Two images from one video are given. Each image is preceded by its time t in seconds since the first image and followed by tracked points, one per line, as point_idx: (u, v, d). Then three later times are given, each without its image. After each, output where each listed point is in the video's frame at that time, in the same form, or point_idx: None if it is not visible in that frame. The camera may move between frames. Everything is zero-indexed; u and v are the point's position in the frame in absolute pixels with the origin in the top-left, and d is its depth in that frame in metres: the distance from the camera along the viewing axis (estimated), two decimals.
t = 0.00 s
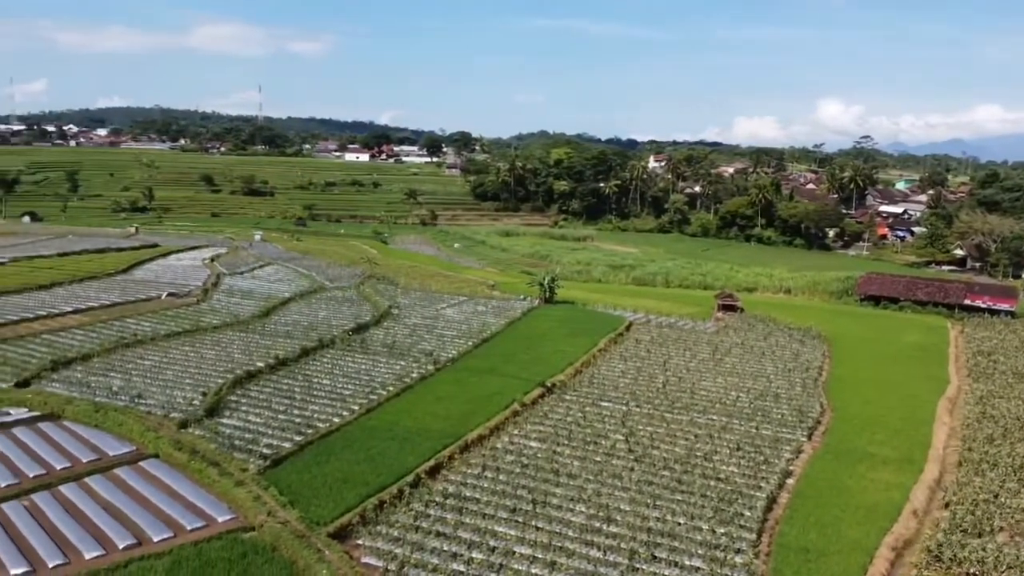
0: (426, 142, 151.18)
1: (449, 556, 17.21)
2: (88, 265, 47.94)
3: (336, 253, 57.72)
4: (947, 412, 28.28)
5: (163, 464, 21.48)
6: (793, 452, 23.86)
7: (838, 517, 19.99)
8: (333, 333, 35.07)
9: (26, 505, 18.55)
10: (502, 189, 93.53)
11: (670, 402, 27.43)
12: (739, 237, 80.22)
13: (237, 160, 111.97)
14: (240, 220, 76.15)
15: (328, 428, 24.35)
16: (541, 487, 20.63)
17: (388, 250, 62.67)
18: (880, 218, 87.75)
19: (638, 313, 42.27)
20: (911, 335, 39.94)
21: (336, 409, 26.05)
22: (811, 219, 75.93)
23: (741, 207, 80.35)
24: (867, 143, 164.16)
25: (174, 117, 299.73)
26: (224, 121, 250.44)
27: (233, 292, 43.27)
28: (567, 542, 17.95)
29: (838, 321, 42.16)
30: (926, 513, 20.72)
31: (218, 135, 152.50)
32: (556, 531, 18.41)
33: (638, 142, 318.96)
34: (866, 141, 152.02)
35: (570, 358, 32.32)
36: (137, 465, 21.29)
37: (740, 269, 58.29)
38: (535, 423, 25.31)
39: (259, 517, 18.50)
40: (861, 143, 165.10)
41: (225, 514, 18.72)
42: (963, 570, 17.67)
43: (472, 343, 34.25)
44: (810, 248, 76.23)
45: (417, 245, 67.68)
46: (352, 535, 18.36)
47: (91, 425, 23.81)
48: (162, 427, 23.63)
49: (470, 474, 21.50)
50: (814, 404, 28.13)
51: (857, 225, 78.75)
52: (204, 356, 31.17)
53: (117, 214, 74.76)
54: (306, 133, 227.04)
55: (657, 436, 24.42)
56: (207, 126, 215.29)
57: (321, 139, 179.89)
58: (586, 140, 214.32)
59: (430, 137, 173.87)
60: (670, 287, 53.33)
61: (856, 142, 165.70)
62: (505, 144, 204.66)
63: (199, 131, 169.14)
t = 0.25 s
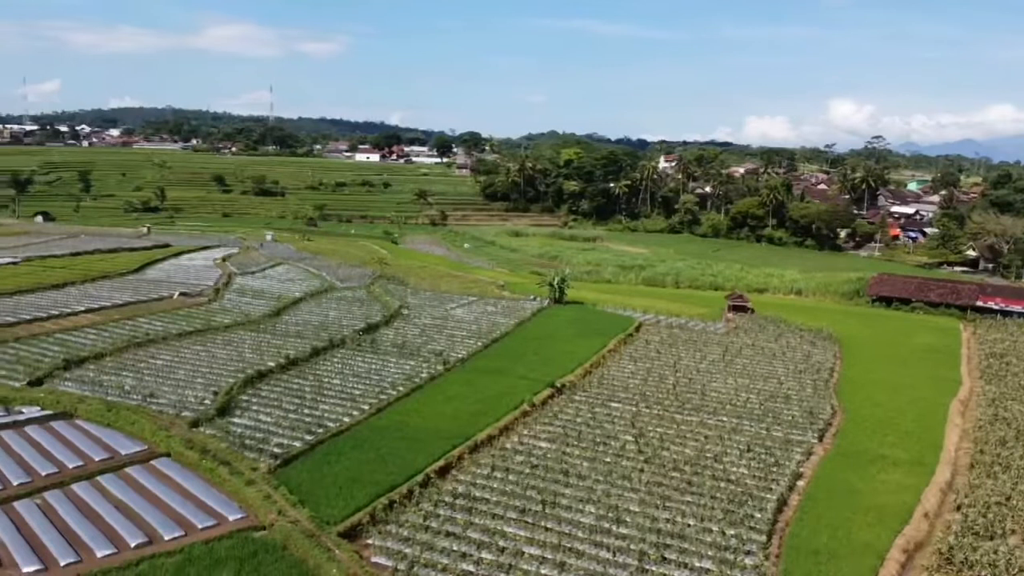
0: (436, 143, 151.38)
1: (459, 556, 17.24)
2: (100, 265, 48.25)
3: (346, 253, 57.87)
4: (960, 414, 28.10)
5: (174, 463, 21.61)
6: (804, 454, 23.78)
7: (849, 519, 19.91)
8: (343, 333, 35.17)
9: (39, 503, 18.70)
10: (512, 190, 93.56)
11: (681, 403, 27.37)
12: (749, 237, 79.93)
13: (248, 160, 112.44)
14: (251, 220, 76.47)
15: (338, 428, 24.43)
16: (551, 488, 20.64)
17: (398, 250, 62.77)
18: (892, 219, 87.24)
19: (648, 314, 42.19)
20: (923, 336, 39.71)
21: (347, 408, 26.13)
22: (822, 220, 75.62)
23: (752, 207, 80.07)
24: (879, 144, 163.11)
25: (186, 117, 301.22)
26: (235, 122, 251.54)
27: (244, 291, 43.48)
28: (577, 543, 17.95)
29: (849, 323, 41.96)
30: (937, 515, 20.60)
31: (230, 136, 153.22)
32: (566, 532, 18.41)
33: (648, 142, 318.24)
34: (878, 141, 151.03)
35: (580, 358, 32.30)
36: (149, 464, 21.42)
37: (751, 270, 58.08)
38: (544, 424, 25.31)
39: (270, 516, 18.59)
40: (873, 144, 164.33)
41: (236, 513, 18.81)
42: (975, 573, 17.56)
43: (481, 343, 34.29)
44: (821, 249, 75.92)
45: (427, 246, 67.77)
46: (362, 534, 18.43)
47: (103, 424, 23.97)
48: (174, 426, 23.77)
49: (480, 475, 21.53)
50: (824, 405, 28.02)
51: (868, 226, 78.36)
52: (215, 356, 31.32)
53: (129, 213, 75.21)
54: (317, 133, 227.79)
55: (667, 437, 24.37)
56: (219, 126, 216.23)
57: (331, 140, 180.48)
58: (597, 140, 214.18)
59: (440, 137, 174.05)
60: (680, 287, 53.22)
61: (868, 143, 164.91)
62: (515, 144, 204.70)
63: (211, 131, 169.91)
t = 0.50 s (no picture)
0: (448, 144, 151.60)
1: (470, 556, 17.27)
2: (114, 265, 48.60)
3: (358, 253, 58.05)
4: (974, 417, 27.91)
5: (187, 462, 21.73)
6: (816, 456, 23.67)
7: (862, 522, 19.79)
8: (355, 333, 35.29)
9: (53, 501, 18.85)
10: (523, 190, 93.59)
11: (692, 405, 27.30)
12: (762, 238, 79.60)
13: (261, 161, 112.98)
14: (264, 220, 76.82)
15: (350, 428, 24.51)
16: (562, 489, 20.64)
17: (410, 250, 62.90)
18: (906, 220, 86.65)
19: (660, 314, 42.11)
20: (938, 338, 39.43)
21: (358, 408, 26.22)
22: (835, 221, 75.25)
23: (764, 208, 79.75)
24: (893, 144, 161.99)
25: (199, 117, 303.03)
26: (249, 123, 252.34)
27: (257, 291, 43.70)
28: (588, 544, 17.94)
29: (863, 324, 41.71)
30: (951, 518, 20.46)
31: (242, 136, 154.00)
32: (577, 533, 18.40)
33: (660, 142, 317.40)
34: (891, 142, 150.03)
35: (591, 359, 32.26)
36: (163, 463, 21.59)
37: (763, 271, 57.85)
38: (555, 425, 25.30)
39: (282, 516, 18.67)
40: (887, 145, 163.38)
41: (248, 513, 18.90)
42: None
43: (492, 343, 34.34)
44: (834, 250, 75.53)
45: (439, 246, 67.87)
46: (374, 534, 18.49)
47: (117, 422, 24.16)
48: (187, 425, 23.93)
49: (491, 475, 21.56)
50: (837, 407, 27.89)
51: (882, 227, 77.90)
52: (228, 355, 31.49)
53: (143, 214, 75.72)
54: (329, 134, 228.56)
55: (679, 439, 24.29)
56: (232, 126, 217.30)
57: (344, 141, 181.06)
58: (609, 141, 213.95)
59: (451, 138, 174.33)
60: (692, 288, 53.07)
61: (882, 144, 163.96)
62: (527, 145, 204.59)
63: (224, 132, 170.80)
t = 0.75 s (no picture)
0: (458, 144, 151.70)
1: (480, 556, 17.29)
2: (127, 264, 48.88)
3: (369, 254, 58.19)
4: (986, 419, 27.72)
5: (199, 461, 21.84)
6: (828, 458, 23.57)
7: (872, 525, 19.70)
8: (366, 333, 35.40)
9: (66, 500, 18.99)
10: (533, 190, 93.57)
11: (703, 406, 27.24)
12: (773, 238, 79.30)
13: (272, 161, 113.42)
14: (275, 220, 77.12)
15: (360, 427, 24.59)
16: (572, 490, 20.63)
17: (421, 250, 62.99)
18: (918, 220, 86.15)
19: (670, 315, 42.02)
20: (950, 339, 39.19)
21: (369, 408, 26.30)
22: (847, 222, 74.90)
23: (776, 208, 79.44)
24: (905, 144, 160.96)
25: (211, 117, 304.46)
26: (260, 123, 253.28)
27: (268, 291, 43.89)
28: (597, 545, 17.92)
29: (875, 326, 41.50)
30: (962, 521, 20.33)
31: (253, 137, 154.60)
32: (587, 534, 18.39)
33: (670, 142, 316.70)
34: (904, 142, 149.11)
35: (601, 360, 32.23)
36: (174, 462, 21.70)
37: (774, 272, 57.63)
38: (565, 426, 25.30)
39: (293, 515, 18.74)
40: (899, 145, 162.52)
41: (259, 512, 18.99)
42: None
43: (502, 344, 34.37)
44: (846, 251, 75.19)
45: (449, 247, 67.93)
46: (384, 534, 18.55)
47: (129, 421, 24.31)
48: (198, 424, 24.07)
49: (500, 475, 21.57)
50: (849, 409, 27.77)
51: (894, 227, 77.50)
52: (239, 355, 31.63)
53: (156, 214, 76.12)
54: (340, 134, 229.19)
55: (689, 441, 24.25)
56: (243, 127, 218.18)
57: (354, 141, 181.47)
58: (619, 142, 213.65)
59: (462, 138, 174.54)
60: (702, 289, 52.92)
61: (895, 144, 163.11)
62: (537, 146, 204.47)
63: (235, 132, 171.46)
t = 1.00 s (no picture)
0: (469, 145, 151.77)
1: (491, 557, 17.30)
2: (141, 264, 49.23)
3: (381, 254, 58.35)
4: (1001, 422, 27.48)
5: (212, 460, 21.98)
6: (841, 461, 23.44)
7: (885, 528, 19.58)
8: (378, 333, 35.50)
9: (80, 498, 19.15)
10: (545, 191, 93.53)
11: (715, 408, 27.16)
12: (786, 239, 78.91)
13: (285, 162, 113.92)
14: (288, 220, 77.45)
15: (372, 427, 24.66)
16: (583, 491, 20.60)
17: (433, 251, 63.12)
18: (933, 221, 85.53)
19: (682, 316, 41.92)
20: (965, 341, 38.89)
21: (381, 407, 26.38)
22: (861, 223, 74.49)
23: (789, 209, 79.07)
24: (920, 143, 159.92)
25: (225, 117, 306.09)
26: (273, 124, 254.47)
27: (281, 291, 44.10)
28: (608, 547, 17.90)
29: (889, 327, 41.22)
30: (976, 525, 20.19)
31: (266, 137, 155.30)
32: (598, 536, 18.37)
33: (682, 142, 315.96)
34: (919, 141, 147.90)
35: (612, 361, 32.18)
36: (187, 461, 21.83)
37: (787, 273, 57.36)
38: (576, 427, 25.27)
39: (305, 515, 18.81)
40: (914, 146, 161.47)
41: (271, 511, 19.08)
42: None
43: (514, 344, 34.39)
44: (859, 252, 74.78)
45: (460, 247, 68.01)
46: (395, 534, 18.59)
47: (143, 420, 24.48)
48: (212, 423, 24.20)
49: (512, 476, 21.58)
50: (862, 411, 27.62)
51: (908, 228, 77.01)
52: (252, 354, 31.79)
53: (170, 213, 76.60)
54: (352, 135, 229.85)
55: (701, 442, 24.18)
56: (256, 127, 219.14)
57: (366, 142, 181.98)
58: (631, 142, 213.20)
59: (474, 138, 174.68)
60: (714, 290, 52.76)
61: (909, 145, 162.04)
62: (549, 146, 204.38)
63: (249, 132, 172.30)
